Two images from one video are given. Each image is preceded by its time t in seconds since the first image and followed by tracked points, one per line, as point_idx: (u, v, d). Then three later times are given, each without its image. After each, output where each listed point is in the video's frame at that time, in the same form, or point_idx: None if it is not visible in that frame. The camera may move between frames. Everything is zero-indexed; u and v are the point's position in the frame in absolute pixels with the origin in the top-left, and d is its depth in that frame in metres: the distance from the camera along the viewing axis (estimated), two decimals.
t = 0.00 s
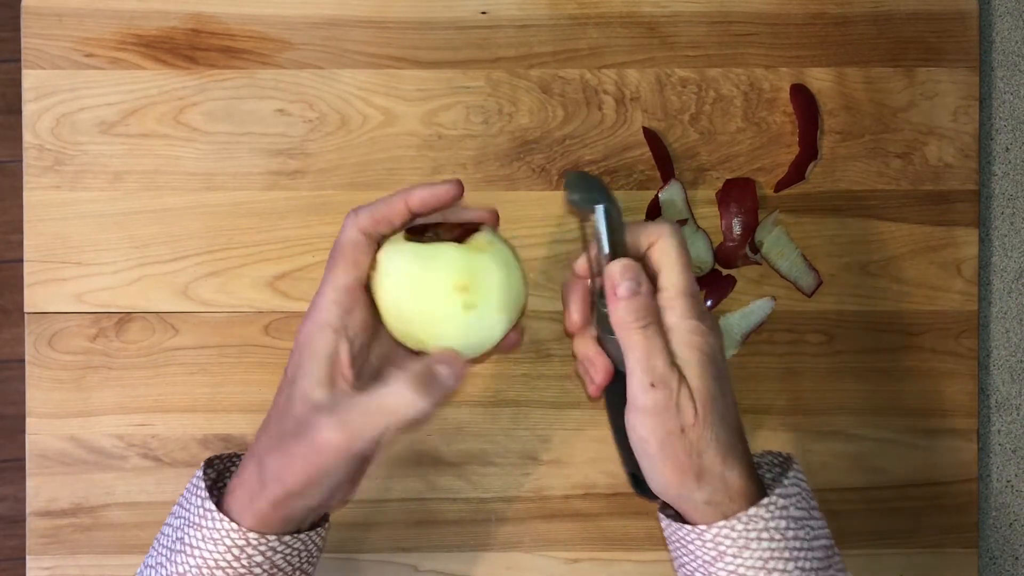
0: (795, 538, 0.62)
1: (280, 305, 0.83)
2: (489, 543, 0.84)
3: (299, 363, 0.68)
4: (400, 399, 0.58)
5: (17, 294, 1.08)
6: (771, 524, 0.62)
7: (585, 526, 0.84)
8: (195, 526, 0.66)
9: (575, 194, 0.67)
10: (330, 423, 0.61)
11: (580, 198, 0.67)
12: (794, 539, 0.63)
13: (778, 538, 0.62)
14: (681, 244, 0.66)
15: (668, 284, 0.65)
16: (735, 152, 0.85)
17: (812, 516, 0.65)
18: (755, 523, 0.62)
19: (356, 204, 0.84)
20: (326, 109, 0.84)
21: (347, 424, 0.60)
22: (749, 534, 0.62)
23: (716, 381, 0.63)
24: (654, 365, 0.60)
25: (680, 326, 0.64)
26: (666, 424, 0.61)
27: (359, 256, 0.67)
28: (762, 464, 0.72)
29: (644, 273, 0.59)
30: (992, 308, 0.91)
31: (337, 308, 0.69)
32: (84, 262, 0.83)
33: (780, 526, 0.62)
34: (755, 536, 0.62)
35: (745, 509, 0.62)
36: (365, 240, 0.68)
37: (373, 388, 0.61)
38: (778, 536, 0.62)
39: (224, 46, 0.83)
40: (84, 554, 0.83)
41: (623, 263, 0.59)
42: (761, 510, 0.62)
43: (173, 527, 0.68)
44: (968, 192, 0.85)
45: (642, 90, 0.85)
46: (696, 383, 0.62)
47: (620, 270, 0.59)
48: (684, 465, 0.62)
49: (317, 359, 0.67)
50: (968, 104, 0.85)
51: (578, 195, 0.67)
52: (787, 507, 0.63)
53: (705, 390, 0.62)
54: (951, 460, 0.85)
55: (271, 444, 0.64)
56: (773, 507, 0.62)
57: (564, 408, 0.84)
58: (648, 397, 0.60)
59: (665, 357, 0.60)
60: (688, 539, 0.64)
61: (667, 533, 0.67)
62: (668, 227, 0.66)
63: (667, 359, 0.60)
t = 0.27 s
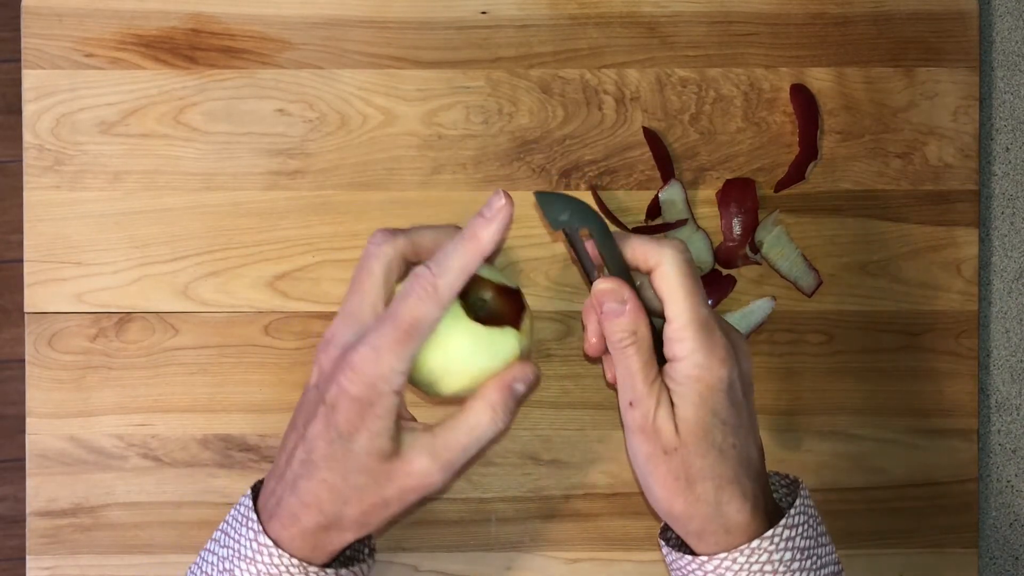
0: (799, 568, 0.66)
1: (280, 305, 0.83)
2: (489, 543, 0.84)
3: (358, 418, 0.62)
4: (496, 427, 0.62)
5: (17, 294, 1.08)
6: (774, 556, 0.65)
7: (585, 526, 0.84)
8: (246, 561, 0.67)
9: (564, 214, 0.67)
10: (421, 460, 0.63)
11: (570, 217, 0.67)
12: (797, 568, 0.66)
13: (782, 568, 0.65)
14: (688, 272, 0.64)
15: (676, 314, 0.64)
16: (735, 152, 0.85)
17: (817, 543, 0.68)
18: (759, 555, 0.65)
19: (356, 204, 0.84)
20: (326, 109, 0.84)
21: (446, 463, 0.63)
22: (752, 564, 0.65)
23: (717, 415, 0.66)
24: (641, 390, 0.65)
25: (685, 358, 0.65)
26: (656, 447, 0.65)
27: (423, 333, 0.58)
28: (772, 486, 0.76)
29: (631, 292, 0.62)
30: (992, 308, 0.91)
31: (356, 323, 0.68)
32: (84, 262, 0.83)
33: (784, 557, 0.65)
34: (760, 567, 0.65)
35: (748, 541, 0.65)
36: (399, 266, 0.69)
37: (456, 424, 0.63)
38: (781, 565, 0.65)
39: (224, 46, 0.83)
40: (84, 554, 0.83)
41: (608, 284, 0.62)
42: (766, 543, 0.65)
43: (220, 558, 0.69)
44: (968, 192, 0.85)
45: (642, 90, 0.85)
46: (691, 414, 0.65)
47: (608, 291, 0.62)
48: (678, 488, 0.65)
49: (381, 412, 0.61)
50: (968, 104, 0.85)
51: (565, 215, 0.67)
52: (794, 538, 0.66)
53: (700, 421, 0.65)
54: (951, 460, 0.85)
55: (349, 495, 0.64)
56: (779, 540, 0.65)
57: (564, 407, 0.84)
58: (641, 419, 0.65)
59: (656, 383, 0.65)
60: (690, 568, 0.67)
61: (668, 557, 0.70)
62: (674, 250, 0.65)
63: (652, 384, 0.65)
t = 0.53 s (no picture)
0: None
1: (280, 305, 0.83)
2: (489, 543, 0.84)
3: (350, 429, 0.63)
4: (490, 448, 0.63)
5: (17, 294, 1.08)
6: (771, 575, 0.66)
7: (585, 526, 0.84)
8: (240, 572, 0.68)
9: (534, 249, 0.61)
10: (408, 476, 0.64)
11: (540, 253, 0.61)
12: None
13: None
14: (672, 299, 0.63)
15: (663, 342, 0.63)
16: (735, 152, 0.85)
17: (813, 560, 0.69)
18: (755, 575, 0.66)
19: (356, 204, 0.84)
20: (326, 109, 0.84)
21: (433, 480, 0.63)
22: None
23: (708, 441, 0.66)
24: (628, 418, 0.64)
25: (675, 387, 0.65)
26: (647, 474, 0.66)
27: (417, 344, 0.59)
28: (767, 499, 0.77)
29: (611, 320, 0.61)
30: (992, 308, 0.91)
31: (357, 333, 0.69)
32: (84, 262, 0.83)
33: None
34: None
35: (742, 563, 0.67)
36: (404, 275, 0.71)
37: (447, 443, 0.63)
38: None
39: (224, 45, 0.83)
40: (84, 554, 0.83)
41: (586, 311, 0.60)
42: (762, 563, 0.66)
43: (211, 566, 0.69)
44: (968, 192, 0.85)
45: (642, 90, 0.85)
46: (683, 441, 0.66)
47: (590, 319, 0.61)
48: (669, 513, 0.67)
49: (373, 424, 0.62)
50: (968, 104, 0.85)
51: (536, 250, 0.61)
52: (789, 557, 0.67)
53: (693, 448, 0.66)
54: (951, 460, 0.85)
55: (338, 506, 0.65)
56: (775, 560, 0.66)
57: (564, 408, 0.84)
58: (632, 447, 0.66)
59: (644, 410, 0.65)
60: None
61: None
62: (656, 276, 0.63)
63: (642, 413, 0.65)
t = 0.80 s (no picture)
0: None
1: (280, 305, 0.83)
2: (489, 543, 0.84)
3: (311, 448, 0.64)
4: (450, 479, 0.64)
5: (17, 294, 1.08)
6: None
7: (585, 526, 0.84)
8: None
9: (524, 267, 0.68)
10: (366, 500, 0.65)
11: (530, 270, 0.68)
12: None
13: None
14: (661, 309, 0.64)
15: (655, 351, 0.64)
16: (735, 152, 0.85)
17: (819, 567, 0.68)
18: None
19: (356, 204, 0.84)
20: (326, 109, 0.84)
21: (391, 506, 0.65)
22: None
23: (705, 450, 0.67)
24: (624, 429, 0.65)
25: (670, 397, 0.65)
26: (645, 485, 0.67)
27: (383, 367, 0.60)
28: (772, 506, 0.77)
29: (604, 330, 0.62)
30: (992, 308, 0.91)
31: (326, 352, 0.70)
32: (85, 262, 0.83)
33: None
34: None
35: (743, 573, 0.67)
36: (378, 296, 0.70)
37: (409, 470, 0.64)
38: None
39: (224, 45, 0.83)
40: (84, 554, 0.83)
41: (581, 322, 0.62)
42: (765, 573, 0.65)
43: None
44: (968, 192, 0.85)
45: (642, 90, 0.85)
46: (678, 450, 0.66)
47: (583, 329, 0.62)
48: (668, 523, 0.68)
49: (335, 445, 0.64)
50: (968, 104, 0.85)
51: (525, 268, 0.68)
52: (792, 565, 0.66)
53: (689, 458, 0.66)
54: (952, 460, 0.85)
55: (292, 526, 0.66)
56: (777, 568, 0.66)
57: (564, 408, 0.84)
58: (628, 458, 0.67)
59: (640, 421, 0.66)
60: None
61: None
62: (645, 287, 0.64)
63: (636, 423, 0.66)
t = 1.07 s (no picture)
0: None
1: (280, 305, 0.83)
2: (489, 543, 0.84)
3: (280, 463, 0.63)
4: (411, 508, 0.65)
5: (17, 294, 1.08)
6: None
7: (585, 526, 0.84)
8: None
9: (511, 293, 0.67)
10: (327, 520, 0.65)
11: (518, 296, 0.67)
12: None
13: None
14: (649, 330, 0.64)
15: (645, 371, 0.64)
16: (735, 152, 0.85)
17: None
18: None
19: (356, 204, 0.84)
20: (326, 109, 0.84)
21: (351, 528, 0.65)
22: None
23: (698, 465, 0.67)
24: (617, 446, 0.66)
25: (661, 414, 0.65)
26: (640, 500, 0.68)
27: (366, 390, 0.60)
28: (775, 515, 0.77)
29: (594, 350, 0.62)
30: (992, 308, 0.91)
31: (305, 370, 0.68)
32: (85, 262, 0.83)
33: None
34: None
35: None
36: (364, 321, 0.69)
37: (380, 489, 0.65)
38: None
39: (224, 45, 0.83)
40: (84, 554, 0.83)
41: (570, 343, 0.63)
42: None
43: None
44: (968, 192, 0.85)
45: (642, 90, 0.85)
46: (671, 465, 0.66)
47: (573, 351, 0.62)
48: (665, 537, 0.68)
49: (304, 463, 0.63)
50: (968, 104, 0.85)
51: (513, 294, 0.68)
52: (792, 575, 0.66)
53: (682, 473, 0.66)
54: (951, 460, 0.85)
55: (247, 538, 0.65)
56: None
57: (564, 408, 0.84)
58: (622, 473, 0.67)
59: (633, 438, 0.66)
60: None
61: None
62: (632, 308, 0.64)
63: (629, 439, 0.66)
